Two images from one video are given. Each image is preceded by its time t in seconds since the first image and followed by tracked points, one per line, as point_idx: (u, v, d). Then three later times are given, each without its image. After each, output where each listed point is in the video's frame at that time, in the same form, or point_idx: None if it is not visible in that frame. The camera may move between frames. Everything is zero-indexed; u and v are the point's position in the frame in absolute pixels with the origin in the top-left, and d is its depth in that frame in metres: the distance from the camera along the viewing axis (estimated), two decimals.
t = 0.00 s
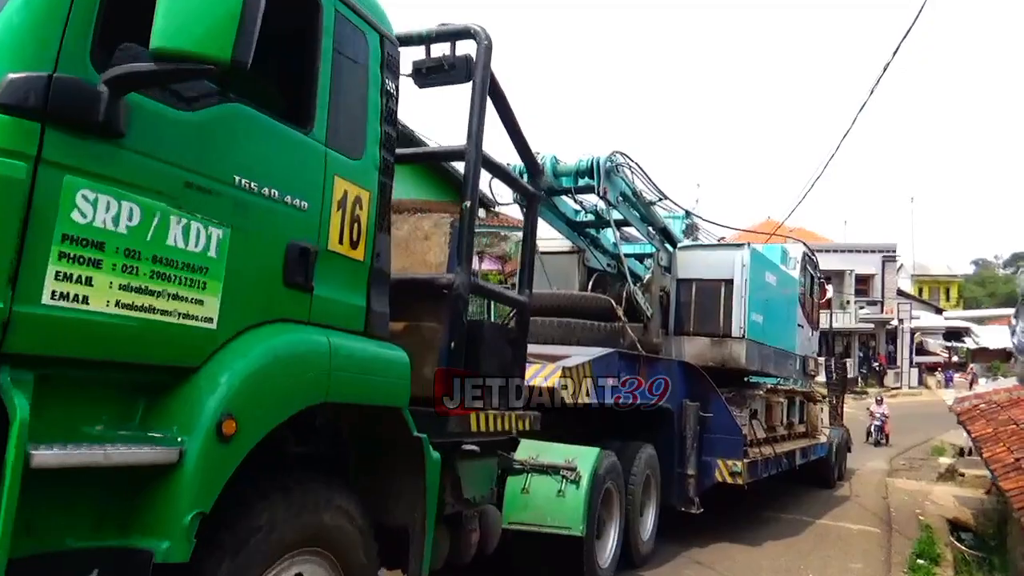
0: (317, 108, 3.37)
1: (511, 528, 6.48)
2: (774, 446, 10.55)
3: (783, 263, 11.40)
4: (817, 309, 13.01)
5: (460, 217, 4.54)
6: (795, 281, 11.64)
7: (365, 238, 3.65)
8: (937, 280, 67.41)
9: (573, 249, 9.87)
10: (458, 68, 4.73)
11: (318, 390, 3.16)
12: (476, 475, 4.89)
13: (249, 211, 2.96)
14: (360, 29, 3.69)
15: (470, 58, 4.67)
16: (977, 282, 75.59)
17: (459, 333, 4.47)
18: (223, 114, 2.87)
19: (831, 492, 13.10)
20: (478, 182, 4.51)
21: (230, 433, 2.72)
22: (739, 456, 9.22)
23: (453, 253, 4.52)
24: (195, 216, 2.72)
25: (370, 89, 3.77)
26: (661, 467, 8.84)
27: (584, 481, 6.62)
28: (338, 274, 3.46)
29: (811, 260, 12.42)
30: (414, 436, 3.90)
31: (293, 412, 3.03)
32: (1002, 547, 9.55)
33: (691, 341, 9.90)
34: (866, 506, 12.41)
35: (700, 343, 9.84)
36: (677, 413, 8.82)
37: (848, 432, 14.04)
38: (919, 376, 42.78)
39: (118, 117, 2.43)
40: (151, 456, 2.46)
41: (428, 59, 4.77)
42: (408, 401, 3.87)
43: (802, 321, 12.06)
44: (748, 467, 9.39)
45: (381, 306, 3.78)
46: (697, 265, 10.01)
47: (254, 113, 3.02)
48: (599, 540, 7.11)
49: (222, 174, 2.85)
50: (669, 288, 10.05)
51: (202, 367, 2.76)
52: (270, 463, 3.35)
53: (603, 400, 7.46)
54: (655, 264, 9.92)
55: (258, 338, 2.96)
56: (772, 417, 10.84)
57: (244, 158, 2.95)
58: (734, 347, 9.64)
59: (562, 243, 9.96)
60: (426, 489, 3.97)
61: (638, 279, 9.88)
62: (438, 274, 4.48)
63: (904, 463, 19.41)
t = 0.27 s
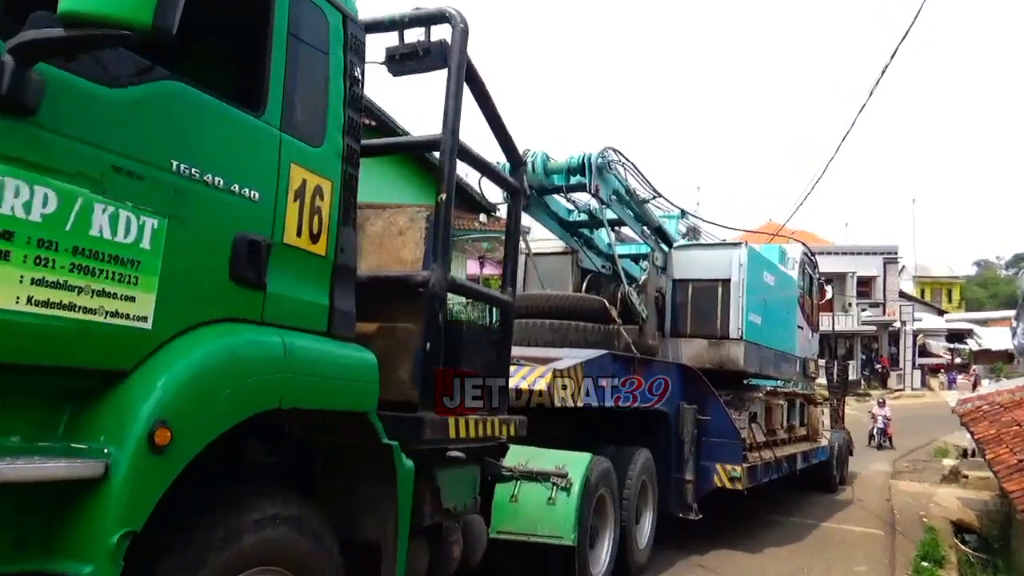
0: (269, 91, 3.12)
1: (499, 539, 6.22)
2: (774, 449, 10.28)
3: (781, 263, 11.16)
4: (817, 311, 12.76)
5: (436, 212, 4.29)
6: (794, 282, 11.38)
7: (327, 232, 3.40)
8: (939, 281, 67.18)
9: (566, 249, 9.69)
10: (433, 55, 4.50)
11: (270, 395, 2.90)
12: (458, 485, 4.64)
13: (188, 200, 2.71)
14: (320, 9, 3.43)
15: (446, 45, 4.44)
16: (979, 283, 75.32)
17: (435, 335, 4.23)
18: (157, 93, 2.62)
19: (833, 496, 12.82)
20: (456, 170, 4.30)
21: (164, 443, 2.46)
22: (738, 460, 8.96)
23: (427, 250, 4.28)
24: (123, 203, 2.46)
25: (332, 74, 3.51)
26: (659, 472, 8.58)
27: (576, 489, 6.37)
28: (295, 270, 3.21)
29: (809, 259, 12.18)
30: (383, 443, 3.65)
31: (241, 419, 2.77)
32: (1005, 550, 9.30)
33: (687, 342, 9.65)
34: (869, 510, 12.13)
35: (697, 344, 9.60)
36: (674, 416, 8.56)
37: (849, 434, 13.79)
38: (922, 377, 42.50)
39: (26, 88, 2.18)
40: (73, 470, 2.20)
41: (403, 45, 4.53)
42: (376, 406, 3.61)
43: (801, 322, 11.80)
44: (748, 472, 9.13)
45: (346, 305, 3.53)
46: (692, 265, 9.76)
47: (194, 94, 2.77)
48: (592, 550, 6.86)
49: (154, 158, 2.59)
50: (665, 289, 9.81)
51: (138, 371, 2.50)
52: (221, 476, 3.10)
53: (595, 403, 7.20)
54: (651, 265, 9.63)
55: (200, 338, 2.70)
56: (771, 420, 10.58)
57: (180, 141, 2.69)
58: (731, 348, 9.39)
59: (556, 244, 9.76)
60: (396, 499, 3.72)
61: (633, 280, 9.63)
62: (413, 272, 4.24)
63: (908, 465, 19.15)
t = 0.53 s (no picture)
0: (205, 66, 2.82)
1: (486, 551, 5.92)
2: (776, 452, 9.97)
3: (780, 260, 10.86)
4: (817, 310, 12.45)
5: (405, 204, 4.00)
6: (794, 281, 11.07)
7: (277, 222, 3.09)
8: (942, 280, 66.85)
9: (559, 249, 9.45)
10: (401, 36, 4.21)
11: (205, 404, 2.60)
12: (436, 496, 4.34)
13: (104, 184, 2.41)
14: None
15: (415, 25, 4.14)
16: (982, 281, 74.95)
17: (406, 336, 3.93)
18: (66, 63, 2.32)
19: (837, 499, 12.51)
20: (426, 158, 4.00)
21: (70, 459, 2.16)
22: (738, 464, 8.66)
23: (396, 244, 3.98)
24: (19, 186, 2.16)
25: (283, 50, 3.20)
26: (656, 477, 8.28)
27: (566, 497, 6.06)
28: (238, 264, 2.90)
29: (809, 256, 11.87)
30: (345, 453, 3.34)
31: (167, 430, 2.47)
32: (1015, 551, 8.99)
33: (684, 343, 9.34)
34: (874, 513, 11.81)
35: (694, 345, 9.29)
36: (671, 418, 8.26)
37: (852, 436, 13.47)
38: (927, 376, 42.15)
39: None
40: None
41: (369, 26, 4.22)
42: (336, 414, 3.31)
43: (801, 321, 11.49)
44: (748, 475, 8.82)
45: (300, 303, 3.23)
46: (688, 263, 9.46)
47: (112, 65, 2.47)
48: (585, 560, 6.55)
49: (62, 137, 2.29)
50: (660, 288, 9.52)
51: (42, 378, 2.20)
52: (155, 495, 2.80)
53: (587, 407, 6.89)
54: (645, 264, 9.40)
55: (120, 340, 2.40)
56: (772, 422, 10.27)
57: (93, 118, 2.39)
58: (729, 348, 9.09)
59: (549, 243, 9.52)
60: (360, 515, 3.41)
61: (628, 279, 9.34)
62: (382, 268, 3.95)
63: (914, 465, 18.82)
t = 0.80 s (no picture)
0: (130, 36, 2.53)
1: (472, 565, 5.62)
2: (777, 457, 9.66)
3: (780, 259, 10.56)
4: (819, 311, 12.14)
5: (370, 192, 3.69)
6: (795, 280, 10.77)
7: (217, 211, 2.80)
8: (947, 281, 66.48)
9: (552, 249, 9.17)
10: (366, 14, 3.93)
11: (124, 414, 2.31)
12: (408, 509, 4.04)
13: (1, 163, 2.11)
14: None
15: None
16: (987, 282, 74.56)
17: (372, 335, 3.63)
18: None
19: (841, 504, 12.20)
20: (393, 142, 3.71)
21: None
22: (738, 469, 8.35)
23: (361, 236, 3.68)
24: None
25: (225, 19, 2.91)
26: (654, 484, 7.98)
27: (555, 507, 5.75)
28: (168, 256, 2.61)
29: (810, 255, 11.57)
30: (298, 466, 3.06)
31: (78, 442, 2.17)
32: None
33: (682, 345, 9.04)
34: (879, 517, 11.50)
35: (692, 346, 8.98)
36: (667, 423, 7.96)
37: (856, 439, 13.15)
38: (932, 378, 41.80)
39: None
40: None
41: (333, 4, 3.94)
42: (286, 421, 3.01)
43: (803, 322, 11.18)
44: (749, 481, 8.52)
45: (244, 299, 2.93)
46: (685, 262, 9.16)
47: (14, 28, 2.17)
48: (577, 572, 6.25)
49: None
50: (657, 288, 9.23)
51: None
52: (75, 514, 2.51)
53: (580, 411, 6.59)
54: (642, 263, 9.11)
55: (17, 339, 2.10)
56: (774, 426, 9.96)
57: None
58: (728, 350, 8.78)
59: (541, 244, 9.23)
60: (314, 530, 3.14)
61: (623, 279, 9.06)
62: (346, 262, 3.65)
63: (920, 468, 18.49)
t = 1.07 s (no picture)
0: None
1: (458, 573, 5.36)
2: (778, 457, 9.40)
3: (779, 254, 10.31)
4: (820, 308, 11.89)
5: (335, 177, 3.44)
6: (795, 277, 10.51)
7: (151, 193, 2.55)
8: (950, 280, 66.17)
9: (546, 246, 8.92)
10: None
11: (31, 419, 2.04)
12: (380, 517, 3.78)
13: None
14: None
15: None
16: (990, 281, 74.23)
17: (336, 330, 3.36)
18: None
19: (844, 505, 11.93)
20: (359, 121, 3.45)
21: None
22: (738, 470, 8.09)
23: (325, 224, 3.42)
24: None
25: None
26: (651, 486, 7.72)
27: (544, 511, 5.50)
28: (91, 242, 2.35)
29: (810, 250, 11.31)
30: (247, 473, 2.82)
31: None
32: None
33: (679, 343, 8.78)
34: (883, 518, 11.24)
35: (689, 344, 8.72)
36: (664, 423, 7.70)
37: (859, 439, 12.89)
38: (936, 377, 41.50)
39: None
40: None
41: None
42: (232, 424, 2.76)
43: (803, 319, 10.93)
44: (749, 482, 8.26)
45: (186, 290, 2.67)
46: (682, 257, 8.90)
47: None
48: None
49: None
50: (653, 286, 8.98)
51: None
52: None
53: (573, 412, 6.32)
54: (638, 259, 8.85)
55: None
56: (774, 426, 9.70)
57: None
58: (727, 347, 8.53)
59: (535, 240, 8.99)
60: (267, 545, 2.88)
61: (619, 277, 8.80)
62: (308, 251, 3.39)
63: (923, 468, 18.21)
